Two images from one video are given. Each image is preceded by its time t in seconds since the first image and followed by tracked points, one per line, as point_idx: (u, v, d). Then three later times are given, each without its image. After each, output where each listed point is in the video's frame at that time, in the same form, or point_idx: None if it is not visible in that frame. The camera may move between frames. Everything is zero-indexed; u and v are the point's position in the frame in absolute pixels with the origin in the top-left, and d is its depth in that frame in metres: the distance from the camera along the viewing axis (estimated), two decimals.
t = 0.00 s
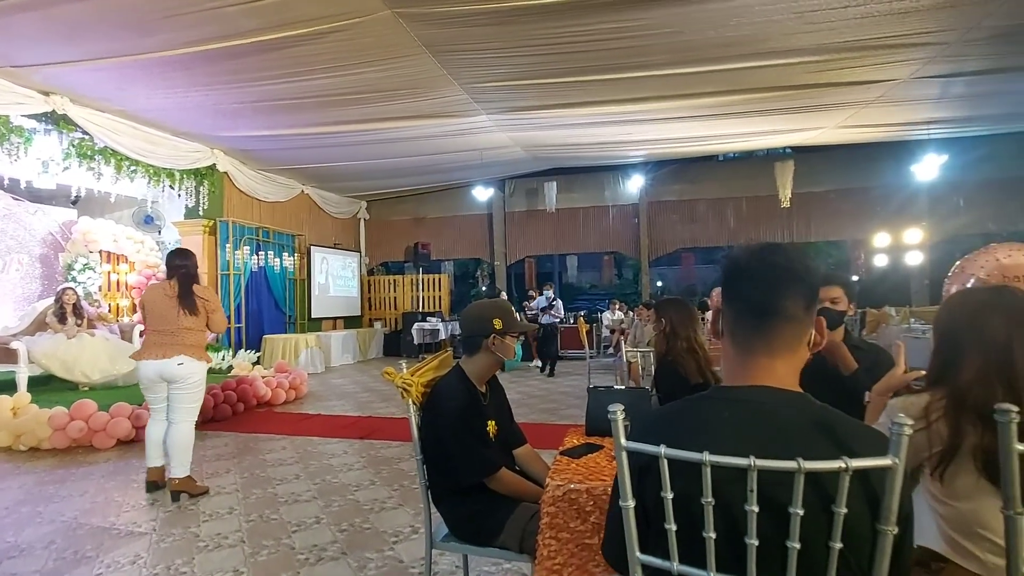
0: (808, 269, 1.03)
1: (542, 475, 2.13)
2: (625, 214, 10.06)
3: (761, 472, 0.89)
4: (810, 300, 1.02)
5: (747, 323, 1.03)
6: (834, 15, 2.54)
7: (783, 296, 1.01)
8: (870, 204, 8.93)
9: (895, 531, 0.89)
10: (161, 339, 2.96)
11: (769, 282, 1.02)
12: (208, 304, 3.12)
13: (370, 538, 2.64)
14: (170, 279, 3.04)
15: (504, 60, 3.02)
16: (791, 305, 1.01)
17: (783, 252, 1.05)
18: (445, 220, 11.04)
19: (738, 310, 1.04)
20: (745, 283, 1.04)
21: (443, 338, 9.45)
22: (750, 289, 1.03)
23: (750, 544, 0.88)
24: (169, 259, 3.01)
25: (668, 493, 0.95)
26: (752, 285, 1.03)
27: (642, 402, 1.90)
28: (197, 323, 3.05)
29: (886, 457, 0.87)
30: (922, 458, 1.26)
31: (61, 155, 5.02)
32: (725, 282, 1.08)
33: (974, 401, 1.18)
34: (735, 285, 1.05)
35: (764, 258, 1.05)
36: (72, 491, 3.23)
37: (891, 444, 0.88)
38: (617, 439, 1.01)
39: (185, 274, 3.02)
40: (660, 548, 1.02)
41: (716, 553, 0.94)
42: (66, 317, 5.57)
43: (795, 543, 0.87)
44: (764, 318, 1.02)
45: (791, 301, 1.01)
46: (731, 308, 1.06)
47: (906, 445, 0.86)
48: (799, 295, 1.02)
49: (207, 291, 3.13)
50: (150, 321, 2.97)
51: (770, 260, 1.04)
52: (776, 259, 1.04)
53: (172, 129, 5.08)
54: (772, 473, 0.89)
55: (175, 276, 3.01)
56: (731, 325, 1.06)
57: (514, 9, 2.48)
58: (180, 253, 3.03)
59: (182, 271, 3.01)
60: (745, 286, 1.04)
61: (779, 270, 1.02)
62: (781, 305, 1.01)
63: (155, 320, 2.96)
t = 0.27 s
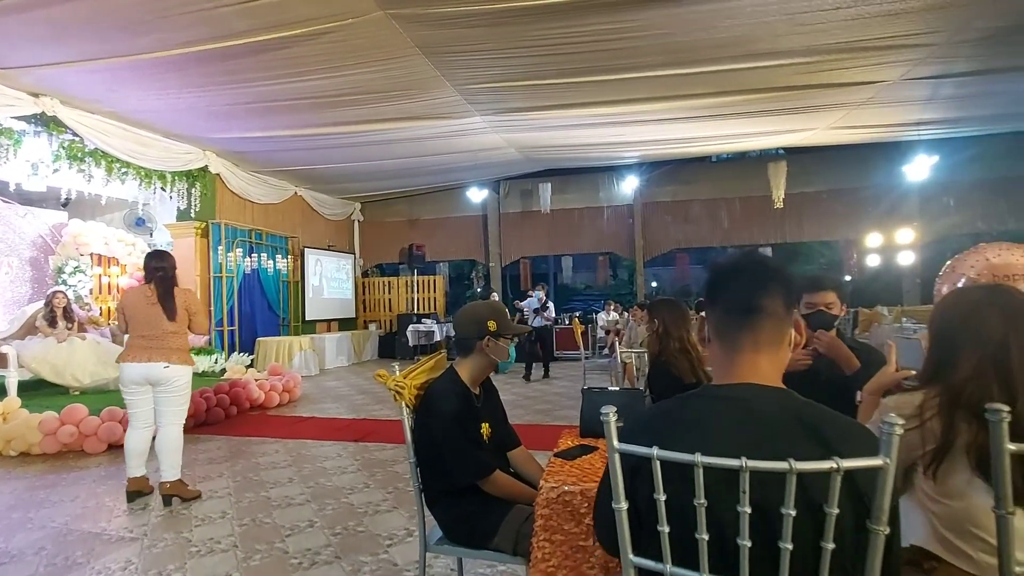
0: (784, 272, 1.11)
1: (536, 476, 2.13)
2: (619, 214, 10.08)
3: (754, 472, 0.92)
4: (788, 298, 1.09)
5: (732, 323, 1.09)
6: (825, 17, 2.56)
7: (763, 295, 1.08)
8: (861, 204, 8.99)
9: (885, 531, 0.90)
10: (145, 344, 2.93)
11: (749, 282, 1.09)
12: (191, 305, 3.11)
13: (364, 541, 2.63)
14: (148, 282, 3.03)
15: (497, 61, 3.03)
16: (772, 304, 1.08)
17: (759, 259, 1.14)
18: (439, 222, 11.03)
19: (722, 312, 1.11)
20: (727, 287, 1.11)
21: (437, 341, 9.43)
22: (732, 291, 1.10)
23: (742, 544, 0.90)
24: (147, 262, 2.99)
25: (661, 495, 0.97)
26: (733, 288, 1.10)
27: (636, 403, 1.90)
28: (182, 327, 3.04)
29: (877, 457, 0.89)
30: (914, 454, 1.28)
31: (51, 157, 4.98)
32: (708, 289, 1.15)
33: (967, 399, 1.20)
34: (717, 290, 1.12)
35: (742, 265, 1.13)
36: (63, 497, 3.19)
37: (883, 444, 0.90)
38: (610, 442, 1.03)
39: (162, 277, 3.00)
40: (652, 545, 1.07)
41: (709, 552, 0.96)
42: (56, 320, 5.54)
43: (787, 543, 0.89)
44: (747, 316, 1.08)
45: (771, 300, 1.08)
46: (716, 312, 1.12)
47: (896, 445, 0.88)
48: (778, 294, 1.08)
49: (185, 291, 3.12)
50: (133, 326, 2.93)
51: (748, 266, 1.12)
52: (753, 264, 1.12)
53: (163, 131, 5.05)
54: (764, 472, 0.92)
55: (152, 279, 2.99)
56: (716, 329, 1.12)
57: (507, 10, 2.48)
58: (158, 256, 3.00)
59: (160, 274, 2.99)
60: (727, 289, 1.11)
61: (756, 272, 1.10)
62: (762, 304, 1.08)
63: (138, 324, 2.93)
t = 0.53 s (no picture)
0: (752, 274, 1.20)
1: (524, 477, 2.12)
2: (607, 215, 10.12)
3: (739, 471, 0.97)
4: (756, 299, 1.19)
5: (707, 324, 1.17)
6: (808, 19, 2.59)
7: (735, 297, 1.17)
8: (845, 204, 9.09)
9: (868, 528, 0.94)
10: (117, 348, 2.88)
11: (721, 285, 1.18)
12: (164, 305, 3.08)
13: (352, 545, 2.60)
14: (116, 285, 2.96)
15: (484, 61, 3.03)
16: (742, 305, 1.17)
17: (727, 262, 1.23)
18: (427, 222, 11.00)
19: (698, 313, 1.19)
20: (702, 290, 1.19)
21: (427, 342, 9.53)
22: (707, 294, 1.18)
23: (728, 543, 0.94)
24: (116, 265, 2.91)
25: (648, 494, 1.02)
26: (709, 291, 1.18)
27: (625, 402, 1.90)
28: (155, 329, 3.00)
29: (860, 456, 0.93)
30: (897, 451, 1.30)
31: (30, 156, 4.89)
32: (683, 291, 1.22)
33: (949, 397, 1.21)
34: (692, 293, 1.20)
35: (713, 268, 1.21)
36: (43, 503, 3.13)
37: (865, 443, 0.94)
38: (597, 442, 1.08)
39: (133, 278, 2.94)
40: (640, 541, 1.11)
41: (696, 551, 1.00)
42: (35, 323, 5.43)
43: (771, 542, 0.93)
44: (721, 317, 1.17)
45: (742, 301, 1.17)
46: (691, 314, 1.20)
47: (878, 443, 0.93)
48: (748, 296, 1.18)
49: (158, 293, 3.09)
50: (105, 330, 2.88)
51: (718, 268, 1.21)
52: (722, 267, 1.21)
53: (145, 130, 4.98)
54: (749, 471, 0.96)
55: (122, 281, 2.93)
56: (692, 329, 1.20)
57: (495, 10, 2.48)
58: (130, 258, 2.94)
59: (128, 274, 2.93)
60: (702, 292, 1.19)
61: (727, 275, 1.19)
62: (733, 306, 1.17)
63: (111, 328, 2.87)
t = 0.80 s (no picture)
0: (729, 277, 1.28)
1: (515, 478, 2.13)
2: (597, 215, 10.15)
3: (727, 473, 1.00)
4: (734, 301, 1.26)
5: (688, 326, 1.24)
6: (795, 22, 2.62)
7: (715, 300, 1.24)
8: (833, 204, 9.18)
9: (853, 528, 0.99)
10: (94, 353, 2.85)
11: (699, 288, 1.25)
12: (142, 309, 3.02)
13: (342, 548, 2.59)
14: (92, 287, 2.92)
15: (474, 62, 3.03)
16: (721, 307, 1.24)
17: (704, 267, 1.30)
18: (417, 223, 10.98)
19: (680, 315, 1.25)
20: (681, 293, 1.26)
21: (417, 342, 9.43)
22: (687, 296, 1.25)
23: (717, 544, 0.98)
24: (93, 267, 2.88)
25: (637, 496, 1.04)
26: (689, 294, 1.25)
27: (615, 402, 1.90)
28: (133, 333, 2.95)
29: (845, 456, 0.97)
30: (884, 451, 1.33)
31: (13, 157, 4.83)
32: (663, 295, 1.29)
33: (934, 395, 1.23)
34: (673, 297, 1.27)
35: (692, 272, 1.28)
36: (28, 509, 3.08)
37: (851, 443, 0.98)
38: (585, 444, 1.10)
39: (110, 281, 2.90)
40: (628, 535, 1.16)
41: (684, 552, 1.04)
42: (19, 326, 5.45)
43: (759, 542, 0.96)
44: (701, 319, 1.23)
45: (720, 303, 1.24)
46: (673, 316, 1.27)
47: (863, 443, 0.97)
48: (726, 297, 1.25)
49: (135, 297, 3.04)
50: (83, 334, 2.85)
51: (699, 273, 1.27)
52: (699, 271, 1.28)
53: (132, 131, 4.93)
54: (737, 471, 1.00)
55: (99, 282, 2.88)
56: (674, 331, 1.27)
57: (484, 11, 2.48)
58: (103, 260, 2.91)
59: (107, 278, 2.89)
60: (682, 295, 1.26)
61: (706, 278, 1.26)
62: (713, 307, 1.24)
63: (88, 333, 2.85)
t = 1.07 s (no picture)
0: (704, 282, 1.35)
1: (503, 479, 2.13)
2: (585, 215, 10.19)
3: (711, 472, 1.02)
4: (709, 305, 1.34)
5: (667, 328, 1.29)
6: (777, 24, 2.65)
7: (693, 304, 1.31)
8: (816, 203, 9.30)
9: (836, 525, 1.01)
10: (64, 359, 2.81)
11: (677, 291, 1.32)
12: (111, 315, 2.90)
13: (328, 553, 2.56)
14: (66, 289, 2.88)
15: (460, 63, 3.02)
16: (697, 310, 1.31)
17: (680, 273, 1.38)
18: (404, 224, 10.95)
19: (659, 318, 1.31)
20: (662, 297, 1.32)
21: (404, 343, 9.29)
22: (666, 300, 1.31)
23: (701, 543, 0.99)
24: (67, 271, 2.83)
25: (622, 498, 1.05)
26: (668, 297, 1.31)
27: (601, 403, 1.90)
28: (102, 338, 2.87)
29: (827, 454, 1.00)
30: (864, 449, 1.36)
31: None
32: (642, 300, 1.35)
33: (913, 393, 1.25)
34: (651, 301, 1.33)
35: (670, 277, 1.35)
36: (6, 517, 3.02)
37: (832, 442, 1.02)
38: (570, 446, 1.10)
39: (84, 284, 2.87)
40: (612, 534, 1.17)
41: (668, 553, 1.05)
42: None
43: (743, 542, 0.98)
44: (681, 320, 1.29)
45: (697, 306, 1.31)
46: (652, 319, 1.32)
47: (844, 441, 1.00)
48: (702, 301, 1.33)
49: (107, 301, 2.92)
50: (54, 338, 2.83)
51: (676, 279, 1.34)
52: (677, 277, 1.36)
53: (112, 131, 4.86)
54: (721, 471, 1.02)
55: (72, 285, 2.85)
56: (653, 334, 1.32)
57: (470, 12, 2.48)
58: (77, 263, 2.86)
59: (81, 280, 2.85)
60: (660, 299, 1.32)
61: (683, 283, 1.33)
62: (690, 310, 1.31)
63: (57, 338, 2.81)
